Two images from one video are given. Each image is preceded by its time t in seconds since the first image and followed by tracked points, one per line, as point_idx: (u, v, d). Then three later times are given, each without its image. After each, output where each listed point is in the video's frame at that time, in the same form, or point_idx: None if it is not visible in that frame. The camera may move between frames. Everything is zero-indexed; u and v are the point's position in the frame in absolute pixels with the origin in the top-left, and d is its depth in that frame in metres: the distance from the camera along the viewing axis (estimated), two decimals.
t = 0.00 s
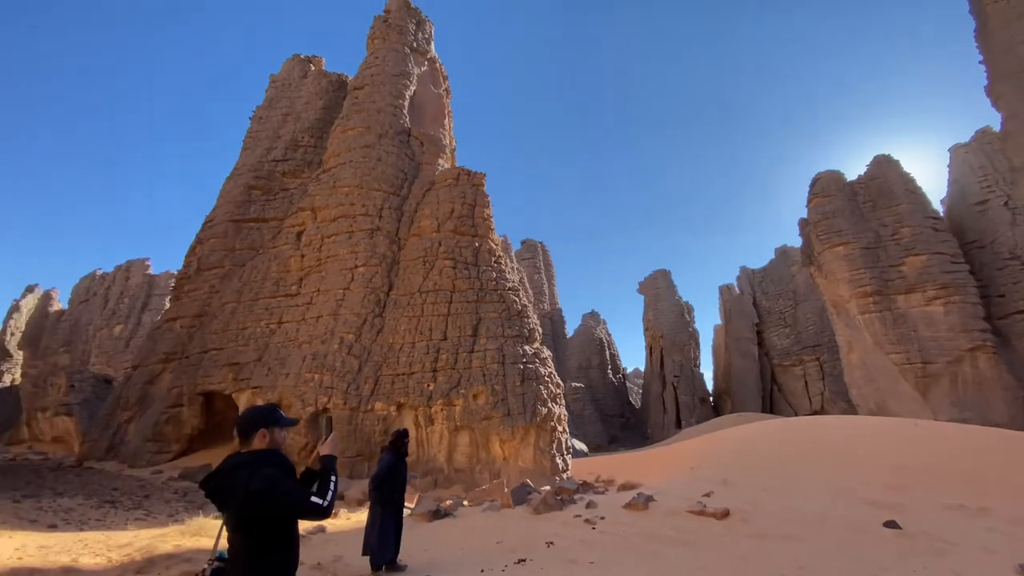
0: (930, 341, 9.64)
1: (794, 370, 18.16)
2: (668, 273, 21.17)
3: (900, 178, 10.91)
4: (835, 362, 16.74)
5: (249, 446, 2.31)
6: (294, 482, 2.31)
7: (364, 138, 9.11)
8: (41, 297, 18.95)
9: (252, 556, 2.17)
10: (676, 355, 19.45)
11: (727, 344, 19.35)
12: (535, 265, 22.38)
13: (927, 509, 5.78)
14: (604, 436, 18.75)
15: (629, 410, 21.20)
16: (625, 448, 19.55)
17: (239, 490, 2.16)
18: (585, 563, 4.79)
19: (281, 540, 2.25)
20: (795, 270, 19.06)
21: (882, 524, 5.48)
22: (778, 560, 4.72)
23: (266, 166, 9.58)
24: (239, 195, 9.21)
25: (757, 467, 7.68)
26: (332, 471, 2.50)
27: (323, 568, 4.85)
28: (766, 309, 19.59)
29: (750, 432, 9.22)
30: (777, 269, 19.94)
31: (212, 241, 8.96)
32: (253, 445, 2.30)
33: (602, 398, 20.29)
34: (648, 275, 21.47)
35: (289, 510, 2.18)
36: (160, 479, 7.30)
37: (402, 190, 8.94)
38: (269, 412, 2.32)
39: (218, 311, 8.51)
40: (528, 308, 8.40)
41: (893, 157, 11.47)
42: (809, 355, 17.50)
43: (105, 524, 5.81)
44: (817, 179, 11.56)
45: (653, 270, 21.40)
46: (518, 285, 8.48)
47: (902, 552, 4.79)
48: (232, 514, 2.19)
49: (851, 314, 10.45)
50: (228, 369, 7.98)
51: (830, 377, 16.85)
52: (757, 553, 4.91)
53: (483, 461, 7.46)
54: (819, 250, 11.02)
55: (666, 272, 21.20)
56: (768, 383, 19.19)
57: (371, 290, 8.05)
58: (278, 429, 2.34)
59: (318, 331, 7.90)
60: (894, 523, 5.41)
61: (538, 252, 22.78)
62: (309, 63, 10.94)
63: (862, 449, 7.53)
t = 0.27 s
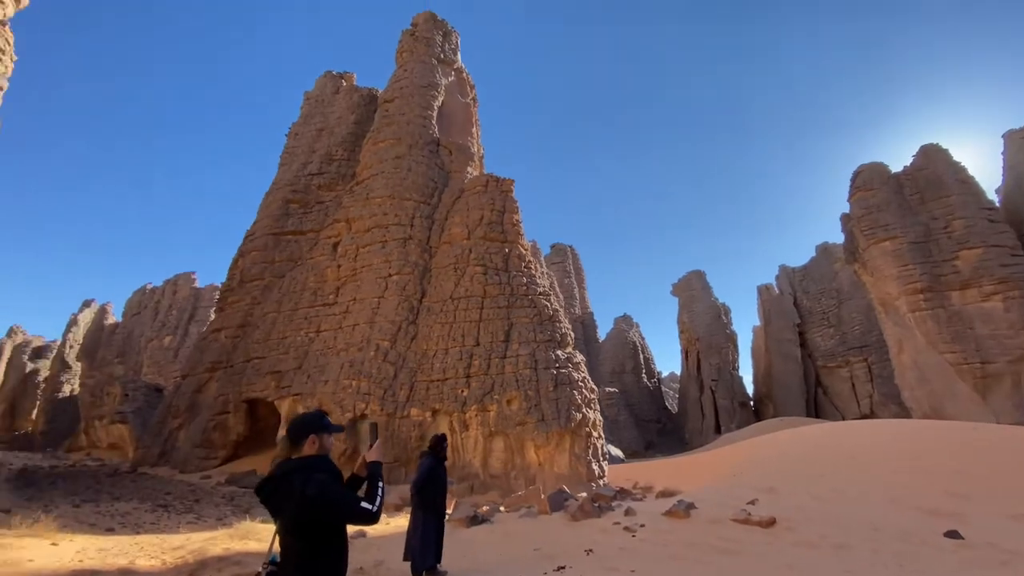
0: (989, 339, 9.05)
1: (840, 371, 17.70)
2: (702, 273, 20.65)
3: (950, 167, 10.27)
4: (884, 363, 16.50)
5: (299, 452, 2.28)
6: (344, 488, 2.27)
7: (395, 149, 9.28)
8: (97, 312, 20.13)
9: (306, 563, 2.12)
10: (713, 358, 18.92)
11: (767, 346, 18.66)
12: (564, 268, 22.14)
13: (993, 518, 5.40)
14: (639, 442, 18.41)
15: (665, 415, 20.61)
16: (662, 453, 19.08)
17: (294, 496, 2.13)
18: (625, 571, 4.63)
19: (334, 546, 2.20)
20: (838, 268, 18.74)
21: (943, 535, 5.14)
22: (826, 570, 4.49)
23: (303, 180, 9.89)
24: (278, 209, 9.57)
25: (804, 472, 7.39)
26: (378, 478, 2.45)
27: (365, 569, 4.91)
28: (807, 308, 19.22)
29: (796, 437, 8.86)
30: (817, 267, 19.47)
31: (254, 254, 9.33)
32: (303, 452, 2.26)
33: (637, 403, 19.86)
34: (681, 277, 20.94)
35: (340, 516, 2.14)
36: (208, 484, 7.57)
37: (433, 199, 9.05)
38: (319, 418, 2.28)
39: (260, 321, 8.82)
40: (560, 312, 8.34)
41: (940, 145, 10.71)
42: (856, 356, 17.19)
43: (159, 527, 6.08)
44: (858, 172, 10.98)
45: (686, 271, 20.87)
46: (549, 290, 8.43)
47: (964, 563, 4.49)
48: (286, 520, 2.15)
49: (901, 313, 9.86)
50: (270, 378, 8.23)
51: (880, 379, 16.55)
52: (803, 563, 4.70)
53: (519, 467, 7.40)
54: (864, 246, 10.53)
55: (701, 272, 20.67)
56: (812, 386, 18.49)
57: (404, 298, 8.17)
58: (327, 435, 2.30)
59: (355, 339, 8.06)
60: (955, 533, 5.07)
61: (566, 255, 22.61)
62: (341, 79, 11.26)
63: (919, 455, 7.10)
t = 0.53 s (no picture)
0: None
1: (892, 372, 16.80)
2: (740, 272, 19.93)
3: (1009, 151, 9.45)
4: (941, 362, 15.67)
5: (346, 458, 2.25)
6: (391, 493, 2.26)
7: (426, 159, 9.39)
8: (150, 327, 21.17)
9: (356, 571, 2.05)
10: (755, 360, 18.29)
11: (812, 347, 17.90)
12: (595, 271, 21.83)
13: None
14: (679, 447, 17.93)
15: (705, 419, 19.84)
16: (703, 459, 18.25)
17: (347, 500, 2.11)
18: None
19: (384, 553, 2.14)
20: (885, 264, 17.99)
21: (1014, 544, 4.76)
22: None
23: (338, 193, 10.16)
24: (316, 222, 9.89)
25: (856, 479, 7.04)
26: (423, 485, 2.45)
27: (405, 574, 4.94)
28: (854, 306, 18.40)
29: (847, 441, 8.46)
30: (864, 264, 18.78)
31: (294, 266, 9.66)
32: (351, 457, 2.24)
33: (675, 408, 19.29)
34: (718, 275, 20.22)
35: (391, 521, 2.11)
36: (255, 489, 7.82)
37: (463, 207, 9.12)
38: (368, 424, 2.27)
39: (300, 330, 9.11)
40: (593, 316, 8.26)
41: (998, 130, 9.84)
42: (909, 355, 16.32)
43: (212, 530, 6.34)
44: (906, 161, 10.33)
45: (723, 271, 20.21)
46: (582, 293, 8.35)
47: None
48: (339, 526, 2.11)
49: (958, 309, 9.23)
50: (312, 385, 8.45)
51: (936, 379, 15.66)
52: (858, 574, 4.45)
53: (556, 473, 7.31)
54: (914, 239, 9.98)
55: (738, 271, 19.96)
56: (862, 388, 17.65)
57: (438, 304, 8.25)
58: (375, 441, 2.28)
59: (391, 347, 8.18)
60: None
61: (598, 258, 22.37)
62: (372, 93, 11.54)
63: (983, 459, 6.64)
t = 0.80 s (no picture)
0: None
1: (952, 370, 15.84)
2: (781, 269, 19.23)
3: None
4: (1006, 358, 14.71)
5: (391, 463, 2.26)
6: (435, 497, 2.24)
7: (455, 167, 9.46)
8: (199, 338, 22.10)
9: None
10: (800, 360, 17.54)
11: (862, 345, 17.04)
12: (629, 272, 21.48)
13: None
14: (722, 452, 17.34)
15: (749, 422, 19.14)
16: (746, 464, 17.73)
17: (393, 504, 2.11)
18: None
19: (428, 560, 2.11)
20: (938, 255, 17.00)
21: None
22: None
23: (372, 204, 10.38)
24: (352, 232, 10.12)
25: (916, 482, 6.62)
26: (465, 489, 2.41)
27: None
28: (908, 302, 17.42)
29: (903, 443, 8.01)
30: (917, 257, 17.77)
31: (332, 276, 9.92)
32: (396, 462, 2.25)
33: (716, 411, 18.70)
34: (759, 274, 19.59)
35: (438, 524, 2.10)
36: (300, 493, 8.04)
37: (494, 212, 9.13)
38: (411, 428, 2.27)
39: (339, 338, 9.34)
40: (628, 318, 8.12)
41: None
42: (969, 352, 15.36)
43: (260, 534, 6.54)
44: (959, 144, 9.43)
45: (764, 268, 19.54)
46: (616, 296, 8.22)
47: None
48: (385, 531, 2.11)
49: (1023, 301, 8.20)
50: (351, 392, 8.64)
51: (1001, 377, 14.73)
52: None
53: (594, 478, 7.19)
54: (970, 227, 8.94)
55: (779, 268, 19.26)
56: (919, 388, 16.74)
57: (471, 310, 8.29)
58: (418, 445, 2.28)
59: (427, 353, 8.25)
60: None
61: (632, 259, 22.00)
62: (403, 106, 11.76)
63: None
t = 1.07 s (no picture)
0: None
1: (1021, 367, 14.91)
2: (827, 264, 18.40)
3: None
4: None
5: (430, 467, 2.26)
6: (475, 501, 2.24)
7: (485, 173, 9.50)
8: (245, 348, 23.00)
9: None
10: (850, 358, 16.71)
11: (917, 341, 16.09)
12: (664, 272, 21.05)
13: None
14: (769, 455, 16.69)
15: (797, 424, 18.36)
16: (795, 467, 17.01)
17: (435, 508, 2.12)
18: None
19: (470, 565, 2.09)
20: (999, 242, 15.88)
21: None
22: None
23: (406, 213, 10.58)
24: (387, 241, 10.34)
25: (981, 485, 6.20)
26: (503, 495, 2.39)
27: None
28: (966, 294, 16.37)
29: (964, 444, 7.54)
30: (974, 245, 16.67)
31: (369, 284, 10.15)
32: (435, 466, 2.25)
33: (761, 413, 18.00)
34: (802, 269, 18.82)
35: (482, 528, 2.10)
36: (344, 497, 8.24)
37: (524, 216, 9.12)
38: (450, 432, 2.26)
39: (377, 345, 9.53)
40: (665, 318, 7.95)
41: None
42: None
43: (307, 537, 6.73)
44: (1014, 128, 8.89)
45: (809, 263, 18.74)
46: (652, 296, 8.06)
47: None
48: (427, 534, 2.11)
49: None
50: (390, 397, 8.78)
51: None
52: None
53: (635, 483, 7.06)
54: None
55: (825, 263, 18.43)
56: (982, 386, 15.83)
57: (504, 314, 8.30)
58: (458, 449, 2.27)
59: (462, 358, 8.31)
60: None
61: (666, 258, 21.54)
62: (432, 115, 11.94)
63: None
